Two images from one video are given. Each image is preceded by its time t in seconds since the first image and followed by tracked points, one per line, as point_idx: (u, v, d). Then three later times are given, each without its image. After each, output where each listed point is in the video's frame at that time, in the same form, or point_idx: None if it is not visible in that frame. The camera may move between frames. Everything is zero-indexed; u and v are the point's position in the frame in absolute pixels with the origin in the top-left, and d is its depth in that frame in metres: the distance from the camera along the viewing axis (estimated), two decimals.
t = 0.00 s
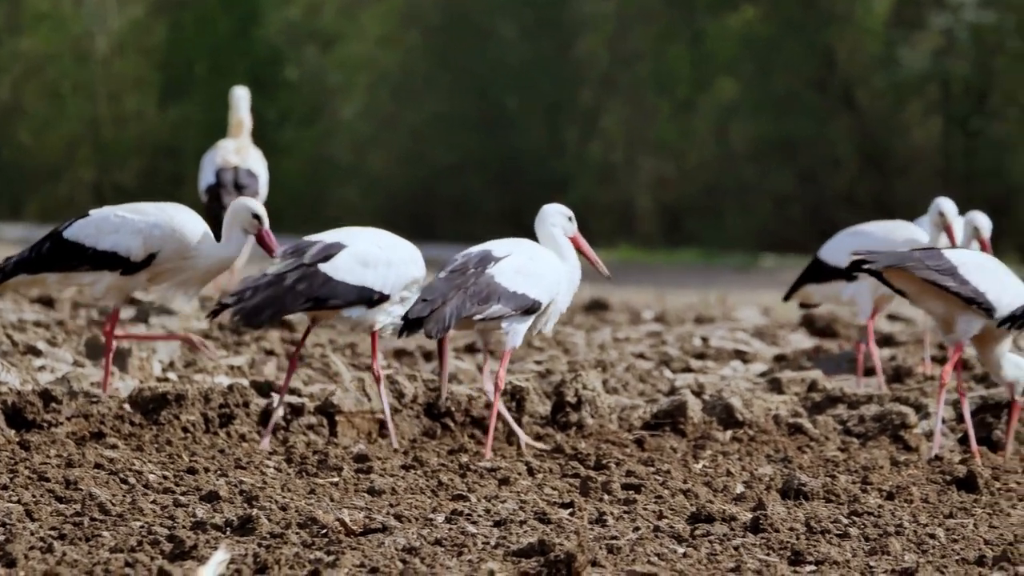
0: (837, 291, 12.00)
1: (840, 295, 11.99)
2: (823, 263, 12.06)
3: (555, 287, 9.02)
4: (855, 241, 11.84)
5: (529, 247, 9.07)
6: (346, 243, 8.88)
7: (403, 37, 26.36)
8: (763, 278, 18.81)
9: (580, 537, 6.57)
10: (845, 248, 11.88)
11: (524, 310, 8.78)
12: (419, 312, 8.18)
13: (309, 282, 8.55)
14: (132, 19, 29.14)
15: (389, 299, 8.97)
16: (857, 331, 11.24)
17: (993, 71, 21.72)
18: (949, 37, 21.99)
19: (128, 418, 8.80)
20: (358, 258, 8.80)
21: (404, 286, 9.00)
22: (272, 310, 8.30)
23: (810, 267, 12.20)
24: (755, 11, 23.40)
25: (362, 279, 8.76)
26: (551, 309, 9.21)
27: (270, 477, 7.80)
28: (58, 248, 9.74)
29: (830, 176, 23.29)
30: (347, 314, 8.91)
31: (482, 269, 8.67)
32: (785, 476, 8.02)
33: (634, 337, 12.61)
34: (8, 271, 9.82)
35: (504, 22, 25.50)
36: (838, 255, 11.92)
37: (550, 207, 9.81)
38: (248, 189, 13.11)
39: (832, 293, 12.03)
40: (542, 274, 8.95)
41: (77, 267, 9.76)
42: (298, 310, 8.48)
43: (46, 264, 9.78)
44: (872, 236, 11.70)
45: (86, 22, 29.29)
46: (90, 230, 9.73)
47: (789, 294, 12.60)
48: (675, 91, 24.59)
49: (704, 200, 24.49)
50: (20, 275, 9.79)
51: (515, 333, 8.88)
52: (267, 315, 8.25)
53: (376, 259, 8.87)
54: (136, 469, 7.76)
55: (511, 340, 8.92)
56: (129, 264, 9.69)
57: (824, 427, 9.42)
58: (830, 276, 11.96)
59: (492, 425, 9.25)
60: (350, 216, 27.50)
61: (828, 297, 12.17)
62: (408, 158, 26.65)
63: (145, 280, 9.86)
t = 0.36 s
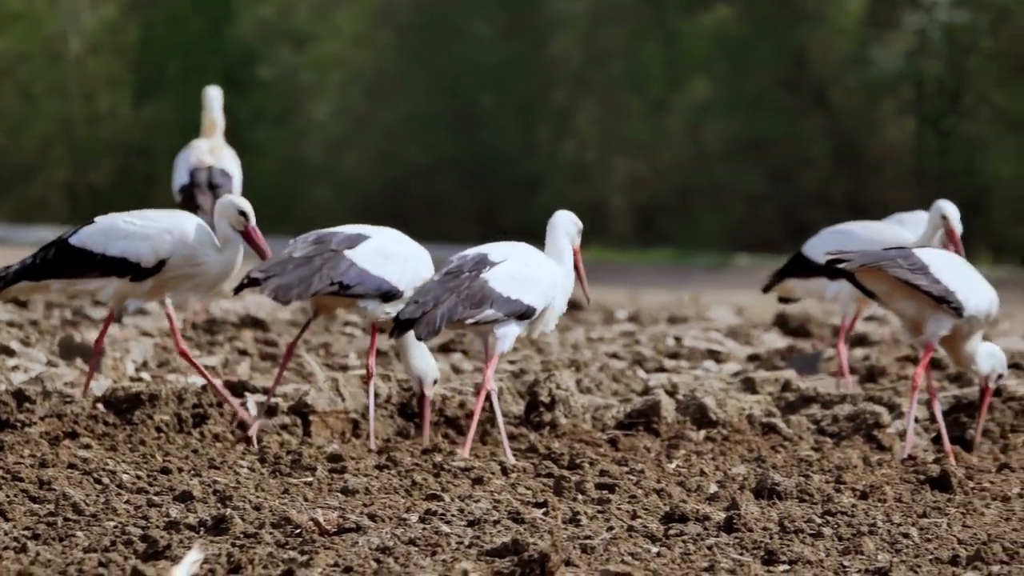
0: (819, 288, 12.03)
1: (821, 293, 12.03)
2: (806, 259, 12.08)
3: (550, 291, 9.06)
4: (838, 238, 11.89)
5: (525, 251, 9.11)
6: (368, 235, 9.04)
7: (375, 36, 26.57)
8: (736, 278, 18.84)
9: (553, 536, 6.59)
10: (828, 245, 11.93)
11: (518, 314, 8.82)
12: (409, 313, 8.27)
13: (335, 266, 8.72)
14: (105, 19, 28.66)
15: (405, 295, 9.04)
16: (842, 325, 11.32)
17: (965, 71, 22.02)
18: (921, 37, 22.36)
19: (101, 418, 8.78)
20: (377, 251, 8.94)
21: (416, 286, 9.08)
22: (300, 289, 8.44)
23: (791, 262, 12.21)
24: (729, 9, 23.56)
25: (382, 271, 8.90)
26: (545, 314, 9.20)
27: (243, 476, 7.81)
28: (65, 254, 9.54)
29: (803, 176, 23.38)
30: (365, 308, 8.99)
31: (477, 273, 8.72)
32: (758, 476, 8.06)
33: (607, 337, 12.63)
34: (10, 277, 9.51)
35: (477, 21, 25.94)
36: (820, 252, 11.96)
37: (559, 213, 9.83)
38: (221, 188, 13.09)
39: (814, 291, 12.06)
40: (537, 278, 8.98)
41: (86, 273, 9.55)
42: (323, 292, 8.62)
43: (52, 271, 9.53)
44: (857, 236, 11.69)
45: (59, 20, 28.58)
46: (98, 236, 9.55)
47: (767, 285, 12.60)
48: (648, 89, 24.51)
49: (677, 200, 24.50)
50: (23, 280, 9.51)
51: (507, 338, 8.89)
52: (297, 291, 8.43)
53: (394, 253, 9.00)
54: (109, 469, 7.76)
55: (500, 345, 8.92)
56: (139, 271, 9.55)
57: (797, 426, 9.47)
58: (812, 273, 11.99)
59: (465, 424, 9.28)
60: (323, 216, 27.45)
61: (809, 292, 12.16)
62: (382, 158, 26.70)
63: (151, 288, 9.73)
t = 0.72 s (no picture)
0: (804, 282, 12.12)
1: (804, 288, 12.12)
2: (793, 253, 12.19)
3: (545, 287, 9.04)
4: (827, 237, 12.03)
5: (523, 245, 9.09)
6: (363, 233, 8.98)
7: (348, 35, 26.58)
8: (709, 278, 18.87)
9: (527, 536, 6.61)
10: (817, 244, 12.04)
11: (514, 307, 8.82)
12: (410, 297, 8.25)
13: (331, 262, 8.66)
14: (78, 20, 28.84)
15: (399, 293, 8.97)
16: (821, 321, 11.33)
17: (937, 70, 22.23)
18: (895, 37, 22.49)
19: (75, 418, 8.77)
20: (373, 248, 8.88)
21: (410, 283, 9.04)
22: (297, 284, 8.43)
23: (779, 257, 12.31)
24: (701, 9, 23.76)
25: (377, 268, 8.83)
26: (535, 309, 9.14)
27: (217, 476, 7.81)
28: (98, 256, 9.28)
29: (775, 176, 23.46)
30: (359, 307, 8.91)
31: (477, 262, 8.72)
32: (732, 476, 8.10)
33: (582, 336, 12.65)
34: (39, 272, 9.18)
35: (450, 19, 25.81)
36: (809, 248, 12.07)
37: (557, 219, 9.89)
38: (195, 189, 13.08)
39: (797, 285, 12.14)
40: (536, 272, 8.99)
41: (117, 276, 9.32)
42: (318, 288, 8.58)
43: (83, 270, 9.26)
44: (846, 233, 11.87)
45: (32, 21, 28.93)
46: (132, 241, 9.35)
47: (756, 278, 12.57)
48: (622, 88, 24.67)
49: (651, 200, 24.55)
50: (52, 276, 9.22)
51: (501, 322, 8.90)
52: (292, 287, 8.40)
53: (389, 250, 8.94)
54: (83, 468, 7.75)
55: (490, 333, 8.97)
56: (169, 281, 9.41)
57: (771, 426, 9.51)
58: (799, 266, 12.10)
59: (439, 425, 9.30)
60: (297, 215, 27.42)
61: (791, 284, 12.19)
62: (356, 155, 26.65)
63: (175, 297, 9.60)
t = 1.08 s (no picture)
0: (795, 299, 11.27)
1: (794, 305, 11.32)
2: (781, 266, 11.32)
3: (538, 290, 9.06)
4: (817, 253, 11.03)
5: (516, 248, 9.10)
6: (353, 240, 8.86)
7: (318, 35, 26.83)
8: (681, 278, 18.91)
9: (499, 536, 6.63)
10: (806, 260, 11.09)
11: (509, 312, 8.82)
12: (409, 307, 8.25)
13: (324, 276, 8.52)
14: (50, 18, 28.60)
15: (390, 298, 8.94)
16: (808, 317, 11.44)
17: (909, 71, 22.00)
18: (865, 37, 22.36)
19: (46, 418, 8.75)
20: (362, 255, 8.79)
21: (401, 287, 8.98)
22: (290, 304, 8.29)
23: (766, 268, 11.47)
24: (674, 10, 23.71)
25: (368, 276, 8.74)
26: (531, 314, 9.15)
27: (188, 476, 7.80)
28: (132, 251, 8.80)
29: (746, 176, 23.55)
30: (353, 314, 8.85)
31: (474, 268, 8.69)
32: (703, 476, 8.13)
33: (553, 336, 12.67)
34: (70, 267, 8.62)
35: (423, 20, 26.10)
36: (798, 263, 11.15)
37: (537, 219, 10.01)
38: (166, 189, 13.05)
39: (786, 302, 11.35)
40: (530, 276, 9.00)
41: (151, 272, 8.87)
42: (311, 305, 8.45)
43: (117, 265, 8.75)
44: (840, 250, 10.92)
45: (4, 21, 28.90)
46: (164, 237, 8.92)
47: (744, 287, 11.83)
48: (594, 89, 24.76)
49: (622, 200, 24.59)
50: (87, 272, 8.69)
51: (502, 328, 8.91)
52: (286, 307, 8.26)
53: (378, 256, 8.86)
54: (55, 468, 7.73)
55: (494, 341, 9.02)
56: (203, 278, 9.02)
57: (742, 426, 9.55)
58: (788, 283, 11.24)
59: (411, 424, 9.29)
60: (269, 215, 27.39)
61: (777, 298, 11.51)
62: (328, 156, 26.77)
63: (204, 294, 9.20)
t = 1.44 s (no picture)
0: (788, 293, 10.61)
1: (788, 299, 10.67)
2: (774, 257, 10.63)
3: (549, 297, 8.89)
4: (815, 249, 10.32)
5: (528, 256, 8.94)
6: (351, 246, 8.68)
7: (292, 35, 27.19)
8: (653, 277, 18.95)
9: (472, 536, 6.66)
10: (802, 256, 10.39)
11: (519, 318, 8.63)
12: (419, 313, 8.08)
13: (322, 289, 8.33)
14: (23, 17, 29.25)
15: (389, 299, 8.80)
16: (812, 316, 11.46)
17: (880, 70, 22.03)
18: (838, 37, 22.50)
19: (18, 419, 8.73)
20: (361, 260, 8.61)
21: (401, 287, 8.83)
22: (287, 317, 8.10)
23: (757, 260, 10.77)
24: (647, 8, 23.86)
25: (367, 282, 8.56)
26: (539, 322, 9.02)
27: (161, 475, 7.79)
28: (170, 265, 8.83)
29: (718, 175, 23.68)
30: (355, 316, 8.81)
31: (483, 274, 8.48)
32: (675, 476, 8.15)
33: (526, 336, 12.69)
34: (112, 283, 8.56)
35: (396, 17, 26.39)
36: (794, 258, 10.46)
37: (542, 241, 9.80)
38: (140, 188, 12.98)
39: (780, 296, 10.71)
40: (540, 282, 8.84)
41: (186, 285, 8.93)
42: (308, 316, 8.28)
43: (156, 280, 8.79)
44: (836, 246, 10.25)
45: None
46: (198, 251, 8.96)
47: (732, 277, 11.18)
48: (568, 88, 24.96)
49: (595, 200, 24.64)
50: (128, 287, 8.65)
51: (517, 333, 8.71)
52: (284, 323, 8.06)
53: (377, 261, 8.69)
54: (27, 468, 7.71)
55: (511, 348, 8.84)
56: (230, 289, 9.14)
57: (715, 425, 9.58)
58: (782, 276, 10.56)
59: (383, 424, 9.28)
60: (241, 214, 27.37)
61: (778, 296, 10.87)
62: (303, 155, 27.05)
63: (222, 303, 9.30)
